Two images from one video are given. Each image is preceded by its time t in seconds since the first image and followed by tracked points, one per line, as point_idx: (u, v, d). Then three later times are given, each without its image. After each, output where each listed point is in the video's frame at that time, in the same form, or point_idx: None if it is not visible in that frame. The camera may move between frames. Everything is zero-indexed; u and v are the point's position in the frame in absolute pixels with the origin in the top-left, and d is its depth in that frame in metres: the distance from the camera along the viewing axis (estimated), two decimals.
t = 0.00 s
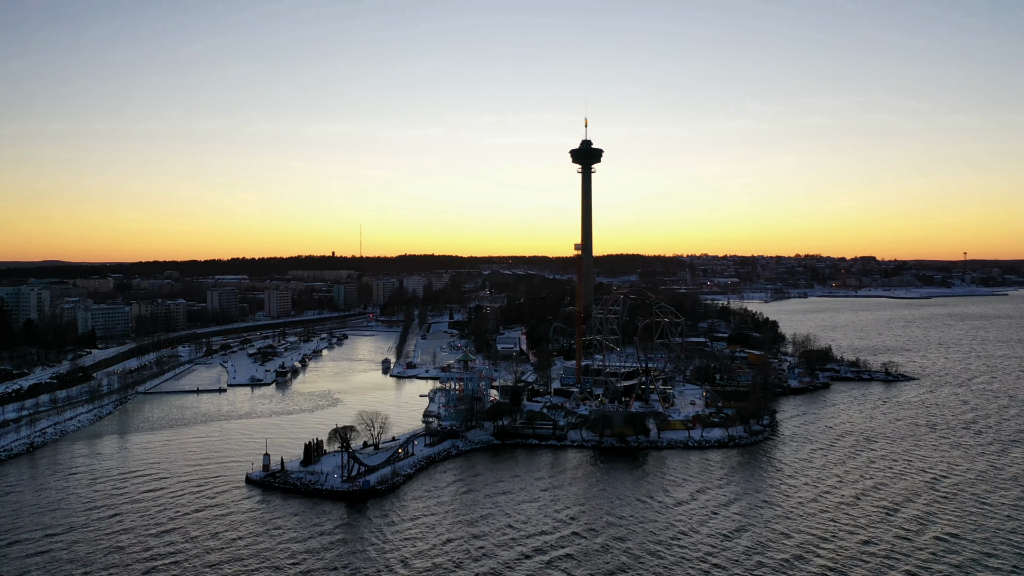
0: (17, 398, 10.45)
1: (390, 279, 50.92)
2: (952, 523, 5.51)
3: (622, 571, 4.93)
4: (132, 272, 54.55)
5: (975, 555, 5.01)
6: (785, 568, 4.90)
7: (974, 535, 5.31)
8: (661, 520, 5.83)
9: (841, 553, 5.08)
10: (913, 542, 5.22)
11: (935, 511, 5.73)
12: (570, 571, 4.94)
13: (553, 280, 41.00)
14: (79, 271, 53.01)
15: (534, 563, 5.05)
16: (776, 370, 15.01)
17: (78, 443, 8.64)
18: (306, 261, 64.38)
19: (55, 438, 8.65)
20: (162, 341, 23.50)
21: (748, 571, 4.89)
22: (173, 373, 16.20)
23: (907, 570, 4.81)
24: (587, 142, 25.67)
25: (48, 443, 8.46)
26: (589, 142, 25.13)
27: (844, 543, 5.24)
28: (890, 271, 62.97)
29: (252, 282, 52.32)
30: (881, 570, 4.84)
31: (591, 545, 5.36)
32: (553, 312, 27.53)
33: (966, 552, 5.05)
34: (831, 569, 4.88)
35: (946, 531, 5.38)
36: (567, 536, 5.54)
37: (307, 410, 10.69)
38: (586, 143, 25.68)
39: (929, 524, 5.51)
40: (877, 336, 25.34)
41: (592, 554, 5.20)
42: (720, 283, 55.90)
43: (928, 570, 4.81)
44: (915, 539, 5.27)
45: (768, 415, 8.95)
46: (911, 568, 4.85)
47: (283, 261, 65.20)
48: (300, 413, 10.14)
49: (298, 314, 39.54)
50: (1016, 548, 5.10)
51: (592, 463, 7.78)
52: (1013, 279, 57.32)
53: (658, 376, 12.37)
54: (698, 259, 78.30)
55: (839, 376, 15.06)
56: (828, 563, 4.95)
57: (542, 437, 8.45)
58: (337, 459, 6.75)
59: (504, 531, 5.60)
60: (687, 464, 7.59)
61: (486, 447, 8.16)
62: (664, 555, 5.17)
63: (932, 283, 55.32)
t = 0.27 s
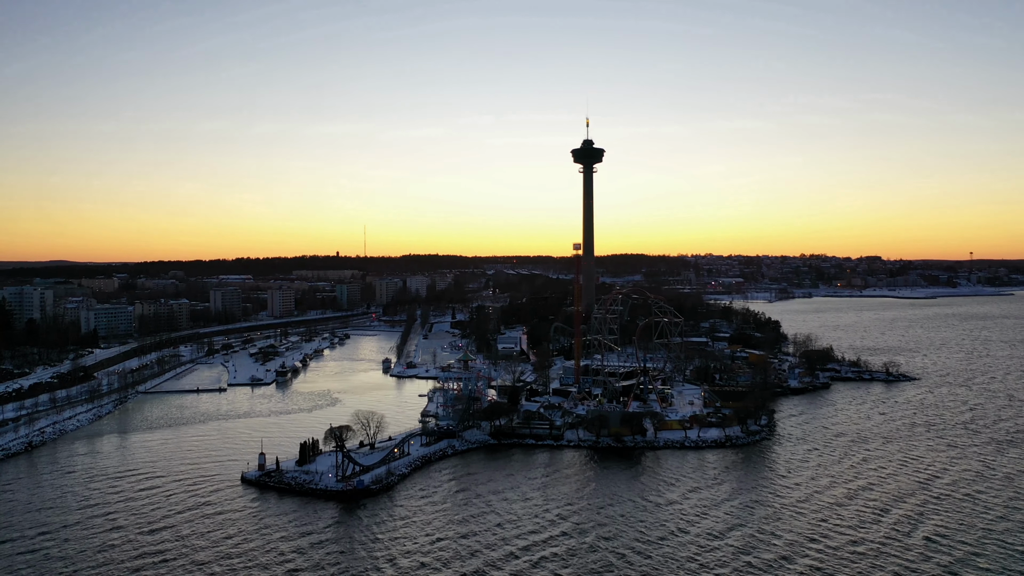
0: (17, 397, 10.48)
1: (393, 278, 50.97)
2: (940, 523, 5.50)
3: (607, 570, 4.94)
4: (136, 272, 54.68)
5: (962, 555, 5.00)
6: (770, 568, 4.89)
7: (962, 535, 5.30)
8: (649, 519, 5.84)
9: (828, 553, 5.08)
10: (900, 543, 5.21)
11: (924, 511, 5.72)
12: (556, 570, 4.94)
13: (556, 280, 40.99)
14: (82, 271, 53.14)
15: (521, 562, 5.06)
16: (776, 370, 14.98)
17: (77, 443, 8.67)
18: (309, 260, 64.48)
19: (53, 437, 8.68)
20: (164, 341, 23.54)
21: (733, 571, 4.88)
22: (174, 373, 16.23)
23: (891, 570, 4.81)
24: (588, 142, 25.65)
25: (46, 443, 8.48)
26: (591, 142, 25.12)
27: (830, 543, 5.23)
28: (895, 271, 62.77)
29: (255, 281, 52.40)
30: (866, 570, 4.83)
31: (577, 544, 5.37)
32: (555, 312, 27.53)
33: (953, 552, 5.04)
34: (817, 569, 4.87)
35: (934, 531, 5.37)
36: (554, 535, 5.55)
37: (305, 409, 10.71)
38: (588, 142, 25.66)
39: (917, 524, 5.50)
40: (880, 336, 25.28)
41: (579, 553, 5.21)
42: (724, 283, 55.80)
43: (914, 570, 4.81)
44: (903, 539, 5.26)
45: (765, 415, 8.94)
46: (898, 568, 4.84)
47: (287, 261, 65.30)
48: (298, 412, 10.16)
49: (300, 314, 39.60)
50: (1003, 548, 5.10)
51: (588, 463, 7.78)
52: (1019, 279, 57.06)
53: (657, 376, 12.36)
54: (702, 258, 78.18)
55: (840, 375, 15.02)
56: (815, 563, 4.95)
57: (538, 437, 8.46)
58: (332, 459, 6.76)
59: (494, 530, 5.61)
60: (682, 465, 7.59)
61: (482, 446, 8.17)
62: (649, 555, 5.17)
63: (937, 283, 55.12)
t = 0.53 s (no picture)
0: (20, 397, 10.54)
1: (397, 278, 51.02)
2: (933, 523, 5.48)
3: (596, 569, 4.93)
4: (142, 272, 54.89)
5: (953, 555, 4.98)
6: (759, 568, 4.88)
7: (953, 536, 5.28)
8: (641, 519, 5.83)
9: (818, 553, 5.07)
10: (891, 543, 5.19)
11: (917, 511, 5.70)
12: (544, 569, 4.94)
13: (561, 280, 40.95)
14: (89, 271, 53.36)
15: (510, 561, 5.06)
16: (778, 370, 14.94)
17: (77, 442, 8.70)
18: (314, 260, 64.62)
19: (54, 436, 8.71)
20: (168, 340, 23.62)
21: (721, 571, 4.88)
22: (177, 373, 16.28)
23: (880, 570, 4.79)
24: (591, 141, 25.63)
25: (47, 442, 8.52)
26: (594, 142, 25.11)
27: (821, 543, 5.22)
28: (902, 271, 62.49)
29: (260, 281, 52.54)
30: (855, 570, 4.82)
31: (568, 544, 5.37)
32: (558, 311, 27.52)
33: (943, 552, 5.03)
34: (807, 569, 4.86)
35: (925, 532, 5.35)
36: (546, 534, 5.55)
37: (304, 409, 10.73)
38: (590, 142, 25.63)
39: (908, 524, 5.48)
40: (885, 336, 25.18)
41: (568, 553, 5.21)
42: (730, 283, 55.63)
43: (903, 570, 4.79)
44: (894, 539, 5.25)
45: (765, 415, 8.91)
46: (887, 568, 4.82)
47: (292, 261, 65.46)
48: (298, 412, 10.18)
49: (305, 314, 39.68)
50: (995, 548, 5.08)
51: (585, 463, 7.78)
52: None
53: (657, 376, 12.35)
54: (708, 258, 78.01)
55: (842, 375, 14.97)
56: (804, 563, 4.94)
57: (537, 436, 8.46)
58: (329, 458, 6.78)
59: (486, 530, 5.62)
60: (680, 465, 7.57)
61: (480, 446, 8.17)
62: (638, 554, 5.16)
63: (945, 283, 54.84)
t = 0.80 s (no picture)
0: (23, 396, 10.59)
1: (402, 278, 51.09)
2: (926, 524, 5.47)
3: (585, 569, 4.93)
4: (148, 272, 55.14)
5: (943, 556, 4.96)
6: (748, 568, 4.88)
7: (945, 536, 5.26)
8: (633, 519, 5.83)
9: (808, 553, 5.07)
10: (882, 543, 5.18)
11: (910, 512, 5.69)
12: (534, 568, 4.95)
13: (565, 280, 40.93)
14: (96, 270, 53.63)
15: (500, 560, 5.07)
16: (780, 370, 14.90)
17: (78, 441, 8.73)
18: (320, 260, 64.80)
19: (56, 435, 8.75)
20: (173, 340, 23.71)
21: (710, 571, 4.87)
22: (181, 372, 16.35)
23: (870, 570, 4.79)
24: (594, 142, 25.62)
25: (49, 441, 8.56)
26: (598, 142, 25.08)
27: (812, 543, 5.22)
28: (910, 271, 62.18)
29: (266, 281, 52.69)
30: (844, 570, 4.81)
31: (559, 543, 5.38)
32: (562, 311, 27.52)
33: (936, 552, 5.01)
34: (796, 568, 4.85)
35: (918, 532, 5.33)
36: (538, 533, 5.55)
37: (305, 409, 10.76)
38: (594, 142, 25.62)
39: (901, 524, 5.47)
40: (891, 336, 25.06)
41: (558, 552, 5.21)
42: (738, 283, 55.44)
43: (893, 570, 4.78)
44: (885, 539, 5.23)
45: (765, 416, 8.89)
46: (876, 568, 4.81)
47: (298, 261, 65.66)
48: (298, 412, 10.21)
49: (310, 313, 39.77)
50: (986, 549, 5.06)
51: (584, 463, 7.77)
52: None
53: (659, 376, 12.33)
54: (715, 258, 77.85)
55: (845, 375, 14.92)
56: (793, 562, 4.94)
57: (536, 436, 8.46)
58: (327, 458, 6.80)
59: (478, 529, 5.62)
60: (678, 465, 7.56)
61: (479, 446, 8.18)
62: (629, 554, 5.17)
63: (954, 283, 54.54)
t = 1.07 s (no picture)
0: (28, 395, 10.67)
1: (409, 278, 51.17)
2: (919, 524, 5.45)
3: (575, 569, 4.93)
4: (158, 272, 55.47)
5: (935, 556, 4.94)
6: (737, 568, 4.88)
7: (938, 536, 5.24)
8: (626, 519, 5.84)
9: (799, 552, 5.07)
10: (874, 543, 5.16)
11: (903, 512, 5.67)
12: (524, 568, 4.95)
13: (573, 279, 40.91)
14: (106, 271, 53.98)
15: (491, 559, 5.08)
16: (785, 370, 14.84)
17: (81, 440, 8.79)
18: (328, 260, 65.00)
19: (59, 434, 8.80)
20: (180, 339, 23.83)
21: (700, 571, 4.87)
22: (186, 372, 16.43)
23: (861, 569, 4.79)
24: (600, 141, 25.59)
25: (52, 440, 8.62)
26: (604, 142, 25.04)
27: (803, 543, 5.21)
28: (921, 270, 61.76)
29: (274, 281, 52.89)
30: (834, 570, 4.80)
31: (551, 542, 5.38)
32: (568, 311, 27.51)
33: (928, 552, 5.00)
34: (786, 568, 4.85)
35: (911, 532, 5.31)
36: (530, 533, 5.55)
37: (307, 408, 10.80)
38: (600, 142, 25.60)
39: (894, 524, 5.45)
40: (900, 336, 24.91)
41: (549, 551, 5.22)
42: (747, 283, 55.20)
43: (883, 570, 4.77)
44: (877, 539, 5.22)
45: (767, 416, 8.86)
46: (866, 567, 4.80)
47: (305, 261, 65.87)
48: (300, 411, 10.25)
49: (317, 313, 39.90)
50: (978, 549, 5.03)
51: (582, 463, 7.77)
52: None
53: (662, 376, 12.31)
54: (724, 258, 77.58)
55: (851, 375, 14.84)
56: (783, 562, 4.93)
57: (536, 436, 8.46)
58: (326, 458, 6.82)
59: (472, 528, 5.62)
60: (677, 465, 7.55)
61: (479, 446, 8.19)
62: (619, 553, 5.18)
63: (965, 282, 54.14)
